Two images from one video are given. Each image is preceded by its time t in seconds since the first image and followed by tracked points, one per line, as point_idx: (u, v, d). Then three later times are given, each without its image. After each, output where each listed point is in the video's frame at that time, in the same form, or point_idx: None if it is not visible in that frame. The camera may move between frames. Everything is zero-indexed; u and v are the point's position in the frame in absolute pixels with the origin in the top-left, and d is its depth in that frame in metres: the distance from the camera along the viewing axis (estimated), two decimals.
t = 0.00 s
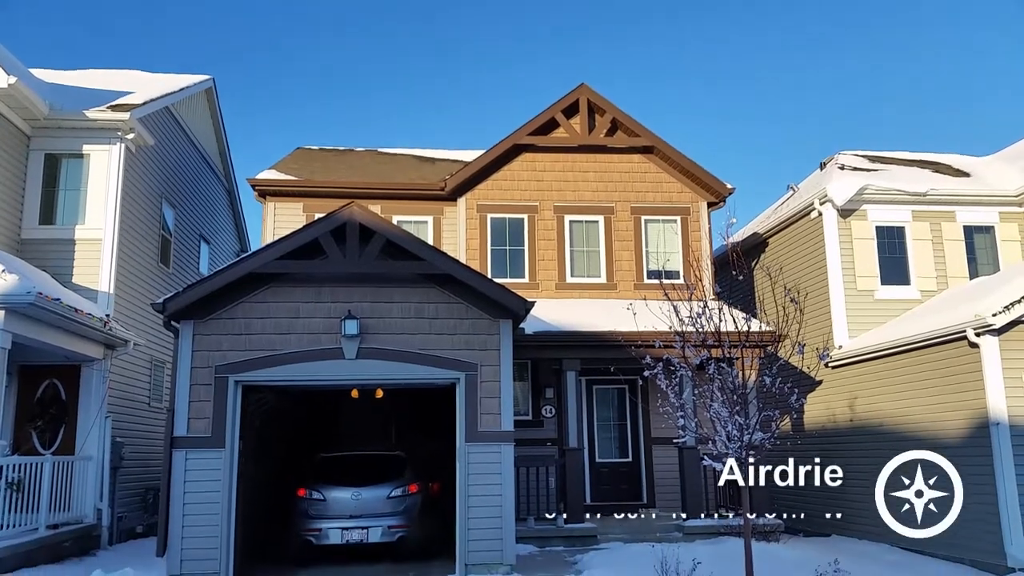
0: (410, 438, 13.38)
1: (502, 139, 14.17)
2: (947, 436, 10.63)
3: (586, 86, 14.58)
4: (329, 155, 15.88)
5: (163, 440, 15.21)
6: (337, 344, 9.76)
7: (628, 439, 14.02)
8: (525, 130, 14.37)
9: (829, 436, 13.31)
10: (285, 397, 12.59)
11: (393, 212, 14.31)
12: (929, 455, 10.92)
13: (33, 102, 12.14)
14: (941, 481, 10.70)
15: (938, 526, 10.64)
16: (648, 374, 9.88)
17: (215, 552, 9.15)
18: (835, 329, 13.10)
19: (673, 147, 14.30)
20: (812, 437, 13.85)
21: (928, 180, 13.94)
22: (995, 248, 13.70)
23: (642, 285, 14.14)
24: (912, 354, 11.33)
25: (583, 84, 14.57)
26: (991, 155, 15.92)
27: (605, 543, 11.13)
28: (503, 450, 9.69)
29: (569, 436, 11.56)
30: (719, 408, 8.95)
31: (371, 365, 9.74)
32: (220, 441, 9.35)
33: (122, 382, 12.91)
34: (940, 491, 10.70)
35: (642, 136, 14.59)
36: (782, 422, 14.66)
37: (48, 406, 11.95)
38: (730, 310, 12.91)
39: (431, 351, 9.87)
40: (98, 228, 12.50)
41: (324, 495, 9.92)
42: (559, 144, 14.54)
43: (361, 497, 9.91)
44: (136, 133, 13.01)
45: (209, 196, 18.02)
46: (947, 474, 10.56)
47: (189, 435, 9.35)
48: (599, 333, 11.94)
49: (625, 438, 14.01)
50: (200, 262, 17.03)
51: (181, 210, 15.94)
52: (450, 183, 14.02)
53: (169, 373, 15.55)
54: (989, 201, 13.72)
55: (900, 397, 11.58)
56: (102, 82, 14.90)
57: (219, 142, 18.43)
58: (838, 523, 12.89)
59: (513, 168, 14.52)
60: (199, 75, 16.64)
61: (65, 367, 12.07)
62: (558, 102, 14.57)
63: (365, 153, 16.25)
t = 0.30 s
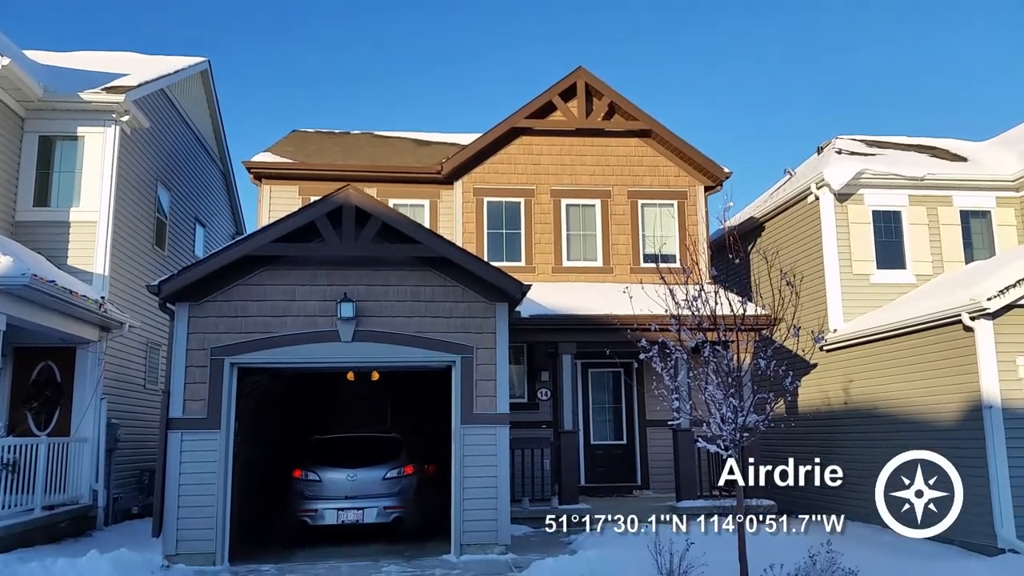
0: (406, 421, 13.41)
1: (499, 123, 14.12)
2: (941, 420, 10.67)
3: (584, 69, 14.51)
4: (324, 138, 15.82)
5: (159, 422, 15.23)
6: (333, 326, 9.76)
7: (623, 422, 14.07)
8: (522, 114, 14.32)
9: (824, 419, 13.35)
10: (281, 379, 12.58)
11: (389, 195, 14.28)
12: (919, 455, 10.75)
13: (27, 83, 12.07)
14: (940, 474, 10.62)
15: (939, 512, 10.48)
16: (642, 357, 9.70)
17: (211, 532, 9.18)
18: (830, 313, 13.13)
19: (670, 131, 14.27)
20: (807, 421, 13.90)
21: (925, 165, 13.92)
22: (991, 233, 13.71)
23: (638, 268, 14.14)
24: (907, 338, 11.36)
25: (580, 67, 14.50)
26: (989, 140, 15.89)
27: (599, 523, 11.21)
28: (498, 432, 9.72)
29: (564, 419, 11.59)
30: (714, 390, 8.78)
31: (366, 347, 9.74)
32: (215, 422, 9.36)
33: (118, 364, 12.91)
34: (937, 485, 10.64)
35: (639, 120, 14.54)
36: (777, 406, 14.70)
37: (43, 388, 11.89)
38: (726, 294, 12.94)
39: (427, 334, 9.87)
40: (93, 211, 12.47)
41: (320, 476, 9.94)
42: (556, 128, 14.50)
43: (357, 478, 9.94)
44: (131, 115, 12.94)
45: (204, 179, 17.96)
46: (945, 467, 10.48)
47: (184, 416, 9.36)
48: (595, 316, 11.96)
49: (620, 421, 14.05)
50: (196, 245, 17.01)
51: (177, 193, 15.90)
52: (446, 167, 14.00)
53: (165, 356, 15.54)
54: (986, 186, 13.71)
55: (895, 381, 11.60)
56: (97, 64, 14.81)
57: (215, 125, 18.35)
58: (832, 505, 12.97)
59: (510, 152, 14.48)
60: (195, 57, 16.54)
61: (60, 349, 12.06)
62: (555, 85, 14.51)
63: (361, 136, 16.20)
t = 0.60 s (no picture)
0: (410, 406, 13.45)
1: (503, 108, 14.06)
2: (945, 407, 10.68)
3: (588, 54, 14.42)
4: (328, 122, 15.76)
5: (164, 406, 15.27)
6: (337, 312, 9.75)
7: (627, 408, 14.10)
8: (526, 99, 14.25)
9: (827, 406, 13.37)
10: (286, 364, 12.61)
11: (392, 180, 14.24)
12: (915, 460, 10.54)
13: (29, 67, 12.02)
14: (940, 474, 10.69)
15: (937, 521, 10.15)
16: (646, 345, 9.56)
17: (217, 516, 9.23)
18: (835, 300, 13.14)
19: (675, 116, 14.20)
20: (811, 408, 13.93)
21: (931, 151, 13.86)
22: (997, 220, 13.67)
23: (642, 255, 14.14)
24: (911, 325, 11.34)
25: (585, 51, 14.40)
26: (995, 126, 15.82)
27: (603, 510, 11.29)
28: (502, 418, 9.75)
29: (568, 405, 11.61)
30: (718, 376, 8.61)
31: (370, 333, 9.74)
32: (221, 407, 9.39)
33: (123, 349, 12.93)
34: (938, 485, 10.69)
35: (644, 105, 14.46)
36: (780, 392, 14.73)
37: (49, 372, 11.98)
38: (730, 281, 12.94)
39: (431, 320, 9.88)
40: (97, 195, 12.45)
41: (325, 461, 9.98)
42: (560, 113, 14.43)
43: (362, 464, 9.98)
44: (133, 99, 12.89)
45: (207, 163, 17.92)
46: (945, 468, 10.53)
47: (190, 401, 9.38)
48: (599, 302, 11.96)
49: (623, 407, 14.08)
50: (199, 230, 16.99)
51: (180, 177, 15.87)
52: (450, 152, 13.97)
53: (169, 341, 15.56)
54: (992, 173, 13.65)
55: (899, 368, 11.60)
56: (99, 48, 14.74)
57: (217, 109, 18.28)
58: (835, 492, 13.02)
59: (513, 137, 14.41)
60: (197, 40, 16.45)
61: (66, 333, 12.12)
62: (559, 70, 14.42)
63: (365, 120, 16.13)
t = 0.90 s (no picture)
0: (410, 392, 13.47)
1: (503, 94, 14.01)
2: (943, 394, 10.70)
3: (589, 39, 14.35)
4: (327, 108, 15.70)
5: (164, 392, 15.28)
6: (336, 298, 9.74)
7: (626, 395, 14.12)
8: (526, 85, 14.19)
9: (826, 393, 13.40)
10: (285, 350, 12.60)
11: (392, 166, 14.20)
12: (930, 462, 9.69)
13: (27, 51, 11.96)
14: (940, 474, 10.61)
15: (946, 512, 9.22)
16: (644, 332, 9.51)
17: (217, 502, 9.25)
18: (834, 287, 13.14)
19: (676, 103, 14.14)
20: (809, 394, 13.96)
21: (932, 138, 13.83)
22: (997, 207, 13.65)
23: (642, 242, 14.13)
24: (911, 312, 11.34)
25: (585, 37, 14.34)
26: (996, 113, 15.77)
27: (602, 496, 11.34)
28: (501, 404, 9.77)
29: (567, 392, 11.62)
30: (717, 363, 8.49)
31: (370, 320, 9.74)
32: (220, 393, 9.39)
33: (122, 335, 12.91)
34: (937, 485, 10.61)
35: (645, 91, 14.41)
36: (779, 379, 14.76)
37: (48, 358, 11.96)
38: (730, 268, 12.93)
39: (431, 307, 9.87)
40: (96, 181, 12.41)
41: (325, 447, 9.99)
42: (560, 99, 14.37)
43: (361, 450, 9.99)
44: (132, 84, 12.83)
45: (206, 149, 17.86)
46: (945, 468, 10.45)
47: (190, 387, 9.39)
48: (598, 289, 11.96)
49: (622, 394, 14.10)
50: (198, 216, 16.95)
51: (179, 163, 15.83)
52: (449, 138, 13.92)
53: (169, 327, 15.55)
54: (993, 160, 13.62)
55: (898, 355, 11.61)
56: (96, 32, 14.66)
57: (216, 95, 18.21)
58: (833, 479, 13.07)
59: (513, 123, 14.37)
60: (195, 26, 16.37)
61: (64, 320, 12.09)
62: (560, 55, 14.36)
63: (364, 106, 16.07)
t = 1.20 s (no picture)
0: (409, 377, 13.49)
1: (502, 77, 13.94)
2: (941, 379, 10.71)
3: (589, 22, 14.27)
4: (325, 92, 15.63)
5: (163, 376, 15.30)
6: (335, 283, 9.73)
7: (625, 379, 14.15)
8: (525, 68, 14.12)
9: (824, 378, 13.42)
10: (284, 335, 12.60)
11: (391, 150, 14.16)
12: (943, 461, 8.88)
13: (23, 34, 11.89)
14: (940, 474, 10.51)
15: (956, 501, 8.51)
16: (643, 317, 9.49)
17: (216, 485, 9.29)
18: (834, 273, 13.14)
19: (676, 87, 14.08)
20: (808, 379, 13.98)
21: (932, 123, 13.78)
22: (998, 193, 13.62)
23: (641, 227, 14.11)
24: (910, 298, 11.33)
25: (585, 20, 14.25)
26: (998, 98, 15.70)
27: (600, 479, 11.39)
28: (500, 389, 9.78)
29: (566, 376, 11.64)
30: (716, 347, 8.44)
31: (369, 304, 9.73)
32: (219, 377, 9.40)
33: (120, 319, 12.90)
34: (937, 485, 10.50)
35: (645, 75, 14.33)
36: (778, 364, 14.80)
37: (47, 342, 11.96)
38: (729, 253, 12.91)
39: (429, 292, 9.86)
40: (93, 165, 12.37)
41: (324, 431, 10.01)
42: (560, 83, 14.30)
43: (361, 433, 10.02)
44: (129, 68, 12.77)
45: (204, 133, 17.80)
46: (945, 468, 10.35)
47: (189, 371, 9.40)
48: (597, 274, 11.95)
49: (621, 378, 14.13)
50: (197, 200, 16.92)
51: (177, 147, 15.78)
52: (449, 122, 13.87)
53: (168, 310, 15.55)
54: (994, 145, 13.58)
55: (897, 341, 11.61)
56: (93, 15, 14.57)
57: (214, 78, 18.12)
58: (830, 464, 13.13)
59: (512, 107, 14.30)
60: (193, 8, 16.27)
61: (63, 304, 12.07)
62: (560, 39, 14.28)
63: (363, 90, 16.00)
